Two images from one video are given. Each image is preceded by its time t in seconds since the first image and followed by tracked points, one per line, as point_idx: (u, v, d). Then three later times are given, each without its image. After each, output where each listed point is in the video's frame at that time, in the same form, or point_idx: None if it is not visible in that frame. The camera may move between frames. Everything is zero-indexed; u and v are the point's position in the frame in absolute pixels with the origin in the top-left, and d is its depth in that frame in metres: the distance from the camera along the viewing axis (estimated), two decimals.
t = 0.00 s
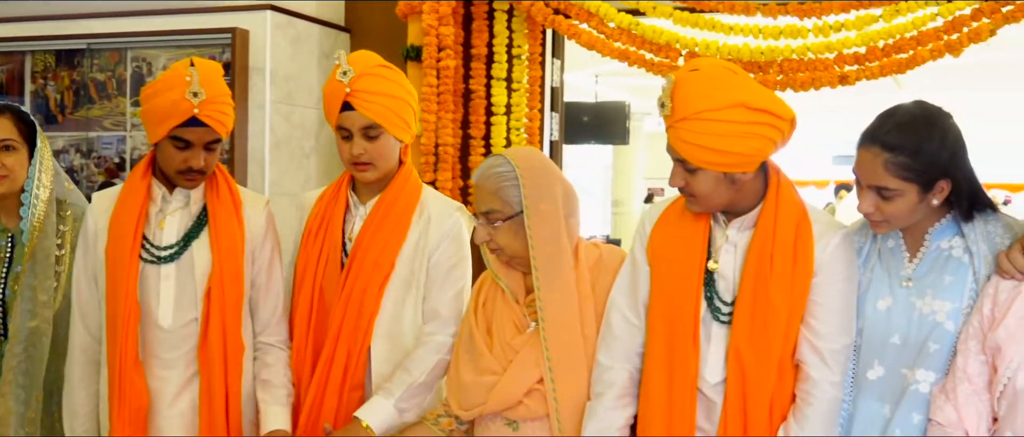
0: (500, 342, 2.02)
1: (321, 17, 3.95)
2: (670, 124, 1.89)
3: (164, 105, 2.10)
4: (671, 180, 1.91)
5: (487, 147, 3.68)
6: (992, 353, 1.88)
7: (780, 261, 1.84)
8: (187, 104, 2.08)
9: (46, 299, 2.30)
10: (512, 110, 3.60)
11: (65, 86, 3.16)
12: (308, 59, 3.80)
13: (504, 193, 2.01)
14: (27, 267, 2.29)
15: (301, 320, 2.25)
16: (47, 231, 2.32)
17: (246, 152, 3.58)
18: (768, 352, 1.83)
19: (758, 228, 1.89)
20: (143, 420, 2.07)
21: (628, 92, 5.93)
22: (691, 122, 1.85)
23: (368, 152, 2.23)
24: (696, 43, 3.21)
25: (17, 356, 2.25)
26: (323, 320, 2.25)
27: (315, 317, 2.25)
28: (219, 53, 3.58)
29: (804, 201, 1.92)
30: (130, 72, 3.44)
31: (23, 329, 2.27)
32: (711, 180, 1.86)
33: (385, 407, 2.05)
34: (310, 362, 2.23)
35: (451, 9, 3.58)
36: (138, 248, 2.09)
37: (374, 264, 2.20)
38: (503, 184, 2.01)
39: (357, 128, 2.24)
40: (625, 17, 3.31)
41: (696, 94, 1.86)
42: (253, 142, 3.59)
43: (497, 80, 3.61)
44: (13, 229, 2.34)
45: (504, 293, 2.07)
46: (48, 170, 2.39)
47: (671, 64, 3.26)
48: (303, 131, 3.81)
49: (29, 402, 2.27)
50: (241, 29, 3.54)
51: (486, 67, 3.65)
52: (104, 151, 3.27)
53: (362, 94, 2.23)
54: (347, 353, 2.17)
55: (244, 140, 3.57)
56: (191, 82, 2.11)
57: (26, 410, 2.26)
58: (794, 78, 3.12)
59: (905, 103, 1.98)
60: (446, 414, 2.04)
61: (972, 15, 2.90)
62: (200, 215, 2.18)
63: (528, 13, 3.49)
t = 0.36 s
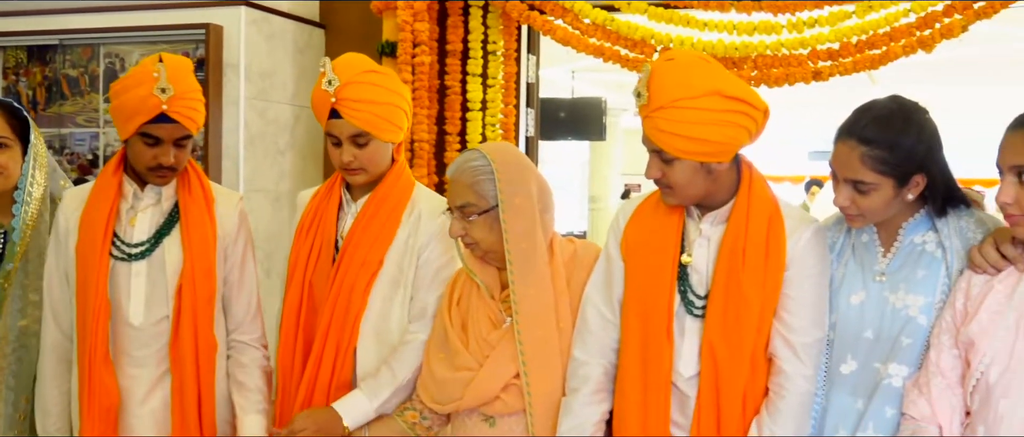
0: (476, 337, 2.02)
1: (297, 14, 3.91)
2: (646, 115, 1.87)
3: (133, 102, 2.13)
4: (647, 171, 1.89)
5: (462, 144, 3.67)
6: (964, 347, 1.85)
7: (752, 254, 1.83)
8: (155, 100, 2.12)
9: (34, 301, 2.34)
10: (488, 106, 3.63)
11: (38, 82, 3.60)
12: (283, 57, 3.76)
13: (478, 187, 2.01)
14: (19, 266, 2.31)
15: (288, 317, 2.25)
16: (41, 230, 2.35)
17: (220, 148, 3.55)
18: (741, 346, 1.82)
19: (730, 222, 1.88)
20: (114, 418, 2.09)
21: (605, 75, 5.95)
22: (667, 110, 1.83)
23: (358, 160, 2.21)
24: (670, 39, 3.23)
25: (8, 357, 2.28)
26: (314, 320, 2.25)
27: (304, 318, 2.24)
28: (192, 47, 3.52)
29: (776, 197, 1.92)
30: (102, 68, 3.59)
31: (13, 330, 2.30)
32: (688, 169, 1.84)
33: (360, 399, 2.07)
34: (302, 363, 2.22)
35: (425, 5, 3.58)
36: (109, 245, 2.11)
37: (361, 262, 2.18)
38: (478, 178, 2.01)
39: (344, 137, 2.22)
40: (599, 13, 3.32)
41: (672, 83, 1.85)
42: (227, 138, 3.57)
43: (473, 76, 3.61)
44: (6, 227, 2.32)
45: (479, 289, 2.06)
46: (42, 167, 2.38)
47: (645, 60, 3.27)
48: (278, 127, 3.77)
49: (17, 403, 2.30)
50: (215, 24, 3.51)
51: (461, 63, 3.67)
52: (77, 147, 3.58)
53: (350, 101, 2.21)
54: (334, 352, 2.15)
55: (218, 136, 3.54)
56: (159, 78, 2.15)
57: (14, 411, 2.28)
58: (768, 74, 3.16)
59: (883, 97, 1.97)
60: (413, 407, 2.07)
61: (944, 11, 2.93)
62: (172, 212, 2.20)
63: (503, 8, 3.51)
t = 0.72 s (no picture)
0: (453, 335, 2.02)
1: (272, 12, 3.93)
2: (619, 110, 1.87)
3: (101, 98, 2.13)
4: (621, 167, 1.89)
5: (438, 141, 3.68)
6: (937, 343, 1.83)
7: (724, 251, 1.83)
8: (124, 97, 2.11)
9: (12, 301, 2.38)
10: (462, 103, 3.63)
11: (9, 78, 3.64)
12: (257, 54, 3.77)
13: (456, 184, 2.00)
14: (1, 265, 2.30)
15: (264, 315, 2.26)
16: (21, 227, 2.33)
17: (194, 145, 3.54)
18: (713, 342, 1.81)
19: (703, 217, 1.88)
20: (84, 418, 2.08)
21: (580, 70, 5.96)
22: (640, 106, 1.84)
23: (332, 162, 2.21)
24: (644, 36, 3.27)
25: None
26: (287, 319, 2.25)
27: (279, 310, 2.26)
28: (166, 44, 3.52)
29: (748, 192, 1.92)
30: (74, 64, 3.58)
31: None
32: (661, 165, 1.85)
33: (332, 403, 2.04)
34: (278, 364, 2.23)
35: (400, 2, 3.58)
36: (79, 243, 2.11)
37: (331, 261, 2.15)
38: (455, 174, 2.01)
39: (317, 141, 2.21)
40: (574, 10, 3.36)
41: (645, 78, 1.86)
42: (201, 135, 3.56)
43: (447, 73, 3.62)
44: None
45: (456, 287, 2.06)
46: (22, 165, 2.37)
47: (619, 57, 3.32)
48: (253, 124, 3.76)
49: None
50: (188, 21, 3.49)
51: (436, 60, 3.67)
52: (48, 144, 3.58)
53: (321, 106, 2.18)
54: (306, 353, 2.13)
55: (192, 133, 3.53)
56: (127, 74, 2.15)
57: None
58: (742, 71, 3.17)
59: (859, 93, 1.95)
60: (392, 407, 2.10)
61: (916, 9, 2.98)
62: (144, 209, 2.20)
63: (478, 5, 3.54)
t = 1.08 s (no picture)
0: (431, 332, 2.02)
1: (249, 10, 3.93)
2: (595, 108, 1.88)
3: (74, 98, 2.12)
4: (597, 166, 1.89)
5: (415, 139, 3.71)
6: (912, 338, 1.82)
7: (701, 248, 1.82)
8: (97, 95, 2.10)
9: None
10: (440, 101, 3.65)
11: None
12: (234, 54, 3.77)
13: (433, 182, 2.00)
14: None
15: (233, 314, 2.24)
16: None
17: (170, 144, 3.54)
18: (690, 338, 1.81)
19: (680, 215, 1.88)
20: (64, 419, 2.08)
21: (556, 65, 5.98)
22: (615, 104, 1.84)
23: (295, 160, 2.21)
24: (621, 35, 3.28)
25: None
26: (251, 318, 2.23)
27: (244, 310, 2.23)
28: (140, 43, 3.52)
29: (724, 190, 1.92)
30: (48, 63, 3.53)
31: None
32: (637, 163, 1.85)
33: (300, 398, 2.05)
34: (242, 360, 2.20)
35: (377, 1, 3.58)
36: (56, 243, 2.10)
37: (294, 258, 2.16)
38: (433, 173, 2.00)
39: (279, 140, 2.21)
40: (551, 8, 3.37)
41: (620, 76, 1.86)
42: (177, 134, 3.56)
43: (425, 71, 3.64)
44: None
45: (435, 285, 2.07)
46: None
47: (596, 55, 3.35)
48: (230, 123, 3.77)
49: None
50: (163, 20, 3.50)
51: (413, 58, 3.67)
52: (23, 144, 3.46)
53: (282, 105, 2.18)
54: (272, 348, 2.14)
55: (168, 132, 3.53)
56: (99, 73, 2.14)
57: None
58: (718, 69, 3.21)
59: (831, 92, 1.97)
60: (369, 403, 2.09)
61: (891, 7, 3.01)
62: (121, 208, 2.19)
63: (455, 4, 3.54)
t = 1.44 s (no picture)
0: (406, 331, 2.01)
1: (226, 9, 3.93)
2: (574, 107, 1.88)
3: (54, 97, 2.12)
4: (576, 165, 1.89)
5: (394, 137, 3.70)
6: (888, 333, 1.83)
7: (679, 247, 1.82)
8: (77, 95, 2.10)
9: None
10: (419, 100, 3.66)
11: None
12: (211, 52, 3.76)
13: (405, 184, 1.99)
14: None
15: (206, 311, 2.24)
16: None
17: (147, 143, 3.52)
18: (669, 336, 1.81)
19: (658, 214, 1.88)
20: (45, 419, 2.06)
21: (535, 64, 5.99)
22: (593, 104, 1.84)
23: (264, 160, 2.23)
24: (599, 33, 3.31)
25: None
26: (227, 318, 2.23)
27: (219, 310, 2.23)
28: (116, 41, 3.51)
29: (703, 188, 1.92)
30: (25, 62, 3.44)
31: None
32: (615, 162, 1.85)
33: (284, 385, 2.09)
34: (222, 356, 2.21)
35: None
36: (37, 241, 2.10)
37: (273, 257, 2.18)
38: (404, 174, 1.99)
39: (248, 140, 2.23)
40: (529, 7, 3.38)
41: (598, 76, 1.86)
42: (154, 133, 3.54)
43: (402, 70, 3.64)
44: None
45: (411, 284, 2.05)
46: None
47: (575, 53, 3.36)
48: (207, 121, 3.76)
49: None
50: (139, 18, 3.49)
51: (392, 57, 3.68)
52: None
53: (248, 105, 2.20)
54: (253, 344, 2.17)
55: (146, 131, 3.51)
56: (79, 73, 2.13)
57: None
58: (695, 67, 3.22)
59: (807, 91, 1.98)
60: (347, 402, 2.09)
61: (867, 6, 3.05)
62: (102, 207, 2.18)
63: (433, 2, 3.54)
